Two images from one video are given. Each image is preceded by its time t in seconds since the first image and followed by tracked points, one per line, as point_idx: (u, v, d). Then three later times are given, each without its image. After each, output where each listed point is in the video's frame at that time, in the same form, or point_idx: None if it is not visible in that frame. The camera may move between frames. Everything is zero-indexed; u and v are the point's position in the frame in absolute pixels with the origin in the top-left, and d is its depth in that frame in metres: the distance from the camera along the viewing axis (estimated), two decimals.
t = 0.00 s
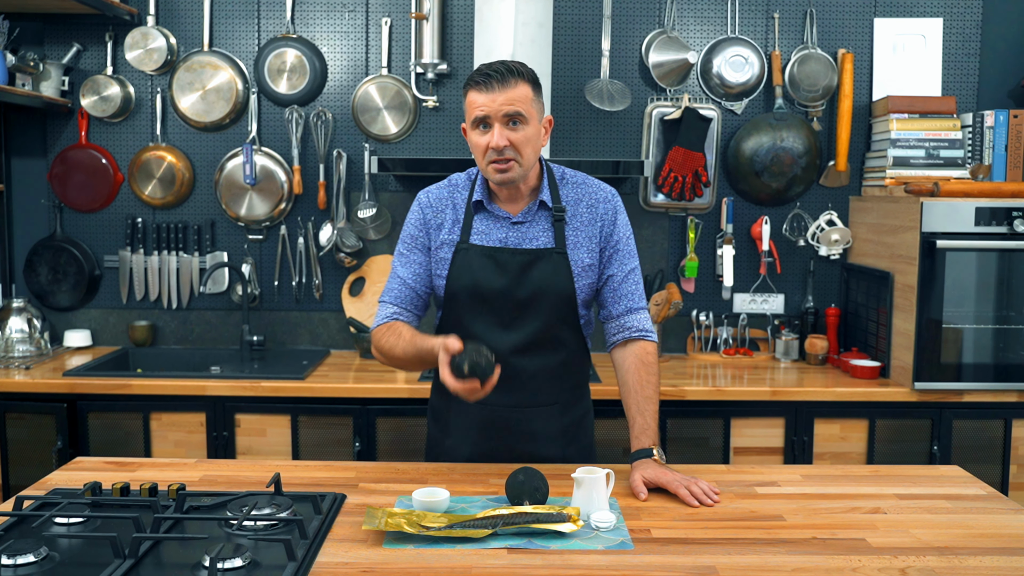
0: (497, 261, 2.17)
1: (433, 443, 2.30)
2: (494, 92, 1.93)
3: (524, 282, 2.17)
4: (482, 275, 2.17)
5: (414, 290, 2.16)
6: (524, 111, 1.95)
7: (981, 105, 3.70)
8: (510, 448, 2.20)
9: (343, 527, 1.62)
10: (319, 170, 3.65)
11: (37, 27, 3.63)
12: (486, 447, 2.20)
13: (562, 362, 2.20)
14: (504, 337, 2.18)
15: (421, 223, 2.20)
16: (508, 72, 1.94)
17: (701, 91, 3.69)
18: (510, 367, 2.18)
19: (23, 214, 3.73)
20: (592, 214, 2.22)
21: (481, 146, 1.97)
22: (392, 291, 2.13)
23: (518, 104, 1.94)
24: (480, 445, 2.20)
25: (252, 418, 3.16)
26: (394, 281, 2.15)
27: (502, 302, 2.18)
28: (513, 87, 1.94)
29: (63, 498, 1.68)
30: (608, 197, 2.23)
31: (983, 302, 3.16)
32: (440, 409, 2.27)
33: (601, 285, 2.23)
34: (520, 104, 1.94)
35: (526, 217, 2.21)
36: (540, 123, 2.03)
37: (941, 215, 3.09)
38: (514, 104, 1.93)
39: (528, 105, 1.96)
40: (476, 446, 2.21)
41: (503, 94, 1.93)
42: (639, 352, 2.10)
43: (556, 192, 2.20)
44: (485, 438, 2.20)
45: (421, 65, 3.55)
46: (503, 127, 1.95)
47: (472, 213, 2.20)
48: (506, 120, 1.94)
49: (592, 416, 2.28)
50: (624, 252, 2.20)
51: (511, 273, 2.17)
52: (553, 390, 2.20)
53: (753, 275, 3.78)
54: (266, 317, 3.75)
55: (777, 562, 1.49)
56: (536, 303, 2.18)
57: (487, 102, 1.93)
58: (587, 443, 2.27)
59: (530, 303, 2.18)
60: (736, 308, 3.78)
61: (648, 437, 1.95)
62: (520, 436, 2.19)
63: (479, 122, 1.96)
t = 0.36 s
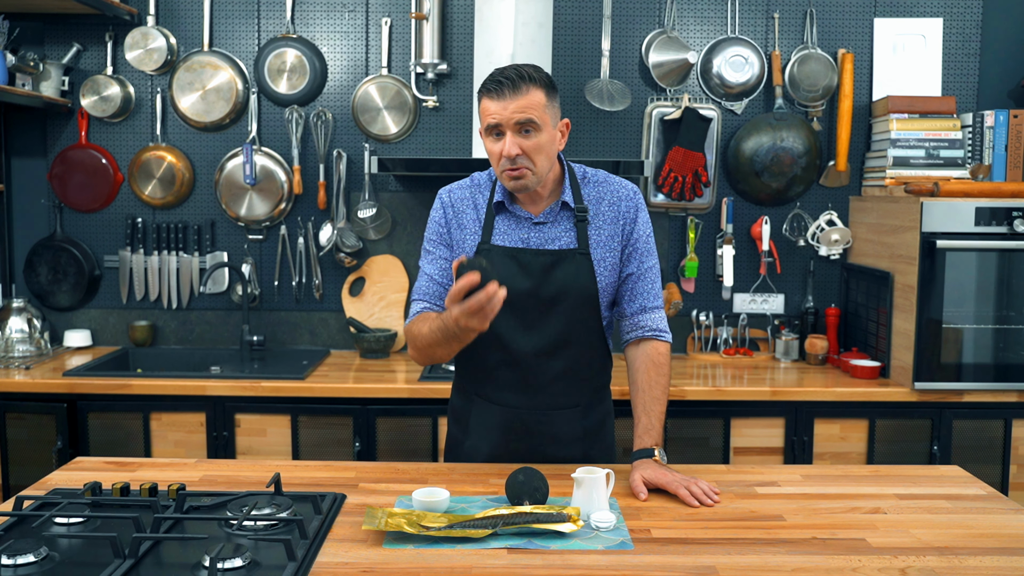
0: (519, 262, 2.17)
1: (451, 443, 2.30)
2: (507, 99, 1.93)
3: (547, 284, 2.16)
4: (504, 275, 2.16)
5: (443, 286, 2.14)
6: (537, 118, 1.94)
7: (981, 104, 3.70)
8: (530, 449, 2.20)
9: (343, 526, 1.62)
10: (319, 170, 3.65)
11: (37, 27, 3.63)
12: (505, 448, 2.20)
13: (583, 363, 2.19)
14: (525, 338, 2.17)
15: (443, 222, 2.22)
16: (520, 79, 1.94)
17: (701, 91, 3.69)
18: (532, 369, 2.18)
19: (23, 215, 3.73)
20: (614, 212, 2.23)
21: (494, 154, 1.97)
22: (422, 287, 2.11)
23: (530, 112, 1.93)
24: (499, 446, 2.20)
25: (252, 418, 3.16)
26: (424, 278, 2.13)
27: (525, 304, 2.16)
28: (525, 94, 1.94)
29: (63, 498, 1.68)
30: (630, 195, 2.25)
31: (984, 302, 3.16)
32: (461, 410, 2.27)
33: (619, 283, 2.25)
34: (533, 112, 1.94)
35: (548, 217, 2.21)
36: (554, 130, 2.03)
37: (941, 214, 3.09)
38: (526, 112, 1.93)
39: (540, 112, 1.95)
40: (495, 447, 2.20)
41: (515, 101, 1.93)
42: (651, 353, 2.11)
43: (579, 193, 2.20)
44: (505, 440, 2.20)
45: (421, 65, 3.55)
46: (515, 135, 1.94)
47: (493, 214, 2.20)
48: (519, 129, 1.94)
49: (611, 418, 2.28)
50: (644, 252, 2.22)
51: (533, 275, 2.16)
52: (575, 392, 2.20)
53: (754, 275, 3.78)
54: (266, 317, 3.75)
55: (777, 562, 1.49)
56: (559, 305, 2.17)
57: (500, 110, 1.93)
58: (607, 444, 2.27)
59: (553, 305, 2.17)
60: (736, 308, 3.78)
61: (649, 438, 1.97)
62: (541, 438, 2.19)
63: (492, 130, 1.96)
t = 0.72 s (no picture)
0: (523, 261, 2.16)
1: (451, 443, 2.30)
2: (521, 101, 1.92)
3: (550, 283, 2.16)
4: (507, 274, 2.16)
5: (444, 290, 2.18)
6: (551, 121, 1.94)
7: (981, 105, 3.70)
8: (533, 450, 2.20)
9: (343, 527, 1.62)
10: (319, 170, 3.65)
11: (37, 28, 3.63)
12: (505, 448, 2.21)
13: (584, 364, 2.20)
14: (525, 338, 2.18)
15: (449, 223, 2.21)
16: (535, 80, 1.93)
17: (701, 91, 3.69)
18: (534, 368, 2.18)
19: (24, 215, 3.73)
20: (621, 214, 2.21)
21: (506, 153, 1.97)
22: (424, 292, 2.16)
23: (544, 114, 1.93)
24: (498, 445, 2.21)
25: (252, 418, 3.16)
26: (426, 281, 2.17)
27: (527, 303, 2.17)
28: (541, 96, 1.93)
29: (63, 498, 1.68)
30: (637, 197, 2.23)
31: (984, 302, 3.16)
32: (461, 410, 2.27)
33: (626, 285, 2.23)
34: (547, 115, 1.93)
35: (555, 218, 2.20)
36: (568, 130, 2.02)
37: (941, 215, 3.09)
38: (541, 115, 1.92)
39: (554, 114, 1.95)
40: (497, 446, 2.21)
41: (530, 104, 1.92)
42: (656, 354, 2.10)
43: (586, 194, 2.19)
44: (505, 439, 2.21)
45: (421, 65, 3.55)
46: (529, 136, 1.94)
47: (500, 213, 2.19)
48: (533, 131, 1.93)
49: (614, 419, 2.28)
50: (651, 254, 2.20)
51: (537, 274, 2.16)
52: (576, 392, 2.21)
53: (754, 275, 3.78)
54: (266, 317, 3.75)
55: (777, 562, 1.49)
56: (562, 305, 2.17)
57: (514, 111, 1.92)
58: (608, 446, 2.26)
59: (556, 305, 2.17)
60: (736, 308, 3.78)
61: (650, 438, 1.96)
62: (542, 438, 2.20)
63: (505, 130, 1.95)
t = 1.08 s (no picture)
0: (511, 259, 2.16)
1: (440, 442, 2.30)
2: (522, 84, 1.93)
3: (538, 282, 2.16)
4: (496, 272, 2.16)
5: (428, 289, 2.19)
6: (550, 105, 1.95)
7: (981, 104, 3.70)
8: (522, 448, 2.20)
9: (343, 527, 1.62)
10: (319, 170, 3.65)
11: (37, 28, 3.63)
12: (495, 447, 2.21)
13: (573, 363, 2.20)
14: (513, 336, 2.18)
15: (437, 222, 2.19)
16: (537, 66, 1.95)
17: (701, 91, 3.69)
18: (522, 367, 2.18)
19: (23, 215, 3.73)
20: (610, 220, 2.20)
21: (504, 137, 1.97)
22: (409, 291, 2.17)
23: (544, 97, 1.94)
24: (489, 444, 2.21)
25: (252, 418, 3.16)
26: (410, 280, 2.18)
27: (515, 302, 2.17)
28: (540, 80, 1.94)
29: (63, 498, 1.68)
30: (626, 204, 2.22)
31: (984, 302, 3.16)
32: (449, 408, 2.27)
33: (613, 290, 2.24)
34: (547, 98, 1.94)
35: (545, 218, 2.19)
36: (566, 120, 2.02)
37: (941, 214, 3.09)
38: (541, 97, 1.93)
39: (554, 100, 1.96)
40: (490, 445, 2.21)
41: (530, 86, 1.93)
42: (648, 357, 2.12)
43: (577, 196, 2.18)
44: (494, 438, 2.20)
45: (421, 65, 3.55)
46: (528, 119, 1.94)
47: (490, 212, 2.18)
48: (532, 113, 1.94)
49: (600, 417, 2.30)
50: (639, 262, 2.21)
51: (525, 272, 2.16)
52: (564, 391, 2.21)
53: (754, 275, 3.78)
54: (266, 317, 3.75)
55: (777, 562, 1.49)
56: (550, 304, 2.17)
57: (515, 93, 1.93)
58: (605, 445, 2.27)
59: (544, 304, 2.17)
60: (736, 308, 3.78)
61: (650, 437, 1.96)
62: (529, 436, 2.20)
63: (504, 114, 1.96)
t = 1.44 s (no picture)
0: (493, 257, 2.16)
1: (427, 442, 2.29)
2: (505, 93, 1.92)
3: (521, 279, 2.16)
4: (478, 270, 2.15)
5: (410, 286, 2.17)
6: (533, 114, 1.94)
7: (981, 104, 3.70)
8: (511, 448, 2.19)
9: (343, 526, 1.62)
10: (319, 170, 3.65)
11: (38, 27, 3.63)
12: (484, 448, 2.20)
13: (556, 360, 2.20)
14: (497, 334, 2.18)
15: (418, 219, 2.20)
16: (520, 73, 1.93)
17: (701, 91, 3.69)
18: (506, 365, 2.18)
19: (23, 214, 3.73)
20: (592, 217, 2.22)
21: (486, 145, 1.97)
22: (390, 287, 2.15)
23: (527, 107, 1.93)
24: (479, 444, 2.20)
25: (252, 418, 3.16)
26: (392, 276, 2.16)
27: (498, 300, 2.16)
28: (523, 89, 1.93)
29: (63, 498, 1.68)
30: (605, 201, 2.24)
31: (984, 302, 3.16)
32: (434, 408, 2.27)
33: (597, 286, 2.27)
34: (530, 108, 1.93)
35: (526, 215, 2.20)
36: (547, 125, 2.03)
37: (941, 215, 3.09)
38: (523, 107, 1.92)
39: (536, 108, 1.95)
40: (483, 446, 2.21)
41: (513, 95, 1.92)
42: (633, 352, 2.15)
43: (557, 192, 2.20)
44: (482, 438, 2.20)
45: (421, 65, 3.55)
46: (511, 129, 1.94)
47: (471, 209, 2.19)
48: (515, 123, 1.93)
49: (585, 415, 2.29)
50: (621, 258, 2.25)
51: (507, 269, 2.15)
52: (548, 389, 2.21)
53: (754, 275, 3.78)
54: (266, 317, 3.75)
55: (777, 562, 1.49)
56: (533, 301, 2.17)
57: (497, 102, 1.92)
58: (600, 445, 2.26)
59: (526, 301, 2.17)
60: (736, 308, 3.78)
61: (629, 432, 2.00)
62: (514, 434, 2.19)
63: (486, 122, 1.95)
